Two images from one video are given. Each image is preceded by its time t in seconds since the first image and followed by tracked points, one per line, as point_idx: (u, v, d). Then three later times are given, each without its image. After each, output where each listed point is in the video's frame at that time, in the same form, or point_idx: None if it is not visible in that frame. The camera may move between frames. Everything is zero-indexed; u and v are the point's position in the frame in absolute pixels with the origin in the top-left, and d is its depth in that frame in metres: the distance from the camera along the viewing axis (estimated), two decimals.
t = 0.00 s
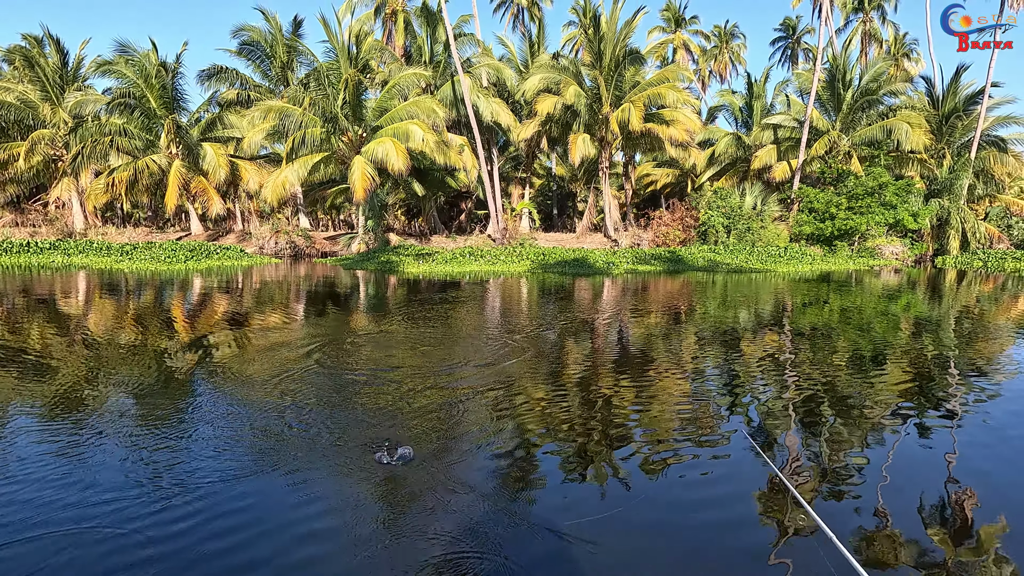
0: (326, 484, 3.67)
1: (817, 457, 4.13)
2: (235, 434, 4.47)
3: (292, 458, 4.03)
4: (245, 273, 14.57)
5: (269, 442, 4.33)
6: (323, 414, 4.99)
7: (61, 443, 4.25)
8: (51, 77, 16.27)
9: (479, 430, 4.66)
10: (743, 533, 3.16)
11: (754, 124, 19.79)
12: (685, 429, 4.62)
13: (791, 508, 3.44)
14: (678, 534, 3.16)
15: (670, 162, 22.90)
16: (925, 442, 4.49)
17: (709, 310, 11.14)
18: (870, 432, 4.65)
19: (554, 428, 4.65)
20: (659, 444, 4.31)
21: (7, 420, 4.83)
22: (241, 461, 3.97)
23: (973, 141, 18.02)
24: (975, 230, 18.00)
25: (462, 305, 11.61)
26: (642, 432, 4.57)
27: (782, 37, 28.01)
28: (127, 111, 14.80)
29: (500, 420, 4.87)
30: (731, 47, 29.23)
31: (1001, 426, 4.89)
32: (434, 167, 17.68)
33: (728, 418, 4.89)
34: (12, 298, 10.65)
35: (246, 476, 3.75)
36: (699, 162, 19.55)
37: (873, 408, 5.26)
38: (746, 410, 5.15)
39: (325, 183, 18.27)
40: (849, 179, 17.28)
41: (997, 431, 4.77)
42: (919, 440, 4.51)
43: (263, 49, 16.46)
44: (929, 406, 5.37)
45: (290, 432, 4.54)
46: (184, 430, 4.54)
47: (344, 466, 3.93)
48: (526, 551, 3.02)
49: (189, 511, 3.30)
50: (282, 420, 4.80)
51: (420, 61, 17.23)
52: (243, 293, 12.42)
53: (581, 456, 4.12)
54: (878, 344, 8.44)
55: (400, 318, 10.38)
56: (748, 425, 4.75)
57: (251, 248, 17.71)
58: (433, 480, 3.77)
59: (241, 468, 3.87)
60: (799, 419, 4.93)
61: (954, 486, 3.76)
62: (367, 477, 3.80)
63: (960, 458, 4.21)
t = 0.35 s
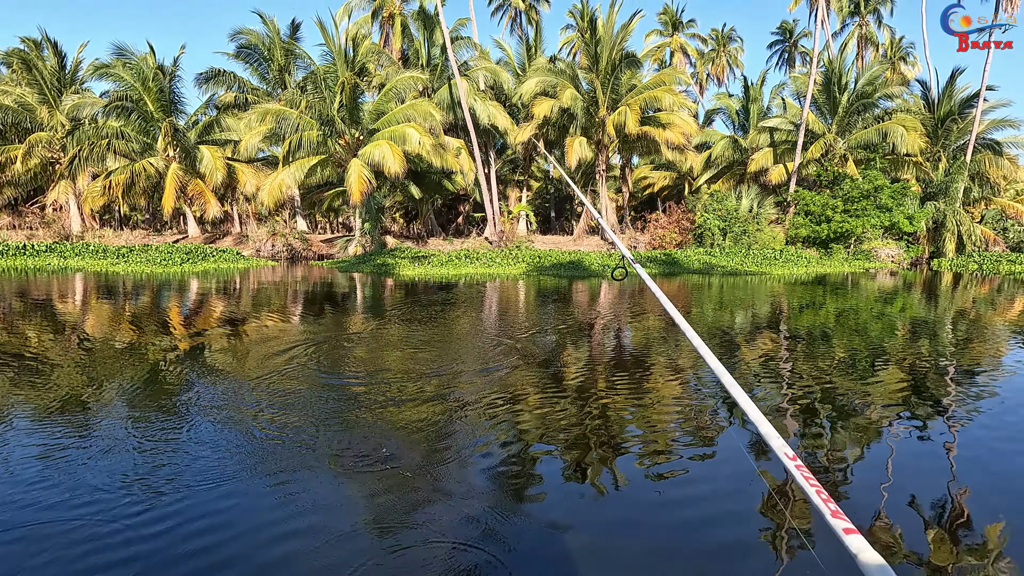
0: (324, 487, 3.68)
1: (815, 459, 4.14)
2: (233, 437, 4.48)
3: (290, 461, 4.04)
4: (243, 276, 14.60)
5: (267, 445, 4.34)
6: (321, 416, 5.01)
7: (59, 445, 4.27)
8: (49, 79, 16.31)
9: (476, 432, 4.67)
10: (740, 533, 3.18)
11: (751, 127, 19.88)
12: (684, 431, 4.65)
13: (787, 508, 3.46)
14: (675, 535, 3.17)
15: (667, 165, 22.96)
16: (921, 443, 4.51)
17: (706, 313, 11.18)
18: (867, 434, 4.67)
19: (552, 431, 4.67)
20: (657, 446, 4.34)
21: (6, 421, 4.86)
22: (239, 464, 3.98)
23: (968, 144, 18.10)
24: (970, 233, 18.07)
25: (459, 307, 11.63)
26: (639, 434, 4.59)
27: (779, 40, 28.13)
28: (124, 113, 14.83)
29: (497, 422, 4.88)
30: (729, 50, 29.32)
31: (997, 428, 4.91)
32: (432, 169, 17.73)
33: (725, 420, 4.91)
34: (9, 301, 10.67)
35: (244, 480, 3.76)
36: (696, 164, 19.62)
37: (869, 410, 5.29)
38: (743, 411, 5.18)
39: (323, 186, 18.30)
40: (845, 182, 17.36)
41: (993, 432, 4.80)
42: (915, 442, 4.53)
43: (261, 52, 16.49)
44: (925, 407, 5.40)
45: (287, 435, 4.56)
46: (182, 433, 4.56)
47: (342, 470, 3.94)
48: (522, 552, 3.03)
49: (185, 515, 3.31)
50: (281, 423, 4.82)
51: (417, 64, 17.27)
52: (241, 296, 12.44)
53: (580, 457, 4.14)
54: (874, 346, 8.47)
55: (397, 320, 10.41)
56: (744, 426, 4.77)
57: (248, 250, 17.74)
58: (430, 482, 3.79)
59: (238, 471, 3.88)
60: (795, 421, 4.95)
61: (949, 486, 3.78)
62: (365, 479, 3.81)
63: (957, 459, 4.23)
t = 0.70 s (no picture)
0: (313, 489, 3.65)
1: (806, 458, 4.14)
2: (225, 437, 4.47)
3: (282, 462, 4.02)
4: (233, 275, 14.54)
5: (258, 445, 4.32)
6: (312, 417, 4.99)
7: (50, 445, 4.28)
8: (36, 78, 16.18)
9: (468, 432, 4.67)
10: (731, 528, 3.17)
11: (742, 126, 19.99)
12: (676, 430, 4.66)
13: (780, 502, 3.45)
14: (665, 531, 3.18)
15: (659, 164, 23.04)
16: (911, 444, 4.50)
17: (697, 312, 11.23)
18: (857, 433, 4.68)
19: (544, 430, 4.67)
20: (649, 445, 4.33)
21: None
22: (232, 464, 3.97)
23: (956, 144, 18.28)
24: (958, 232, 18.24)
25: (451, 307, 11.63)
26: (631, 433, 4.59)
27: (770, 41, 28.30)
28: (112, 112, 14.71)
29: (489, 422, 4.87)
30: (721, 51, 29.45)
31: (985, 427, 4.92)
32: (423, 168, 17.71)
33: (717, 419, 4.92)
34: None
35: (236, 480, 3.74)
36: (687, 164, 19.70)
37: (859, 409, 5.32)
38: (733, 410, 5.21)
39: (314, 185, 18.23)
40: (834, 181, 17.49)
41: (982, 430, 4.83)
42: (905, 442, 4.53)
43: (251, 50, 16.39)
44: (914, 406, 5.43)
45: (279, 435, 4.54)
46: (172, 433, 4.55)
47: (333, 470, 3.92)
48: (514, 548, 3.03)
49: (175, 515, 3.32)
50: (272, 423, 4.79)
51: (408, 62, 17.21)
52: (232, 295, 12.38)
53: (571, 457, 4.12)
54: (863, 344, 8.53)
55: (387, 319, 10.39)
56: (736, 425, 4.78)
57: (238, 250, 17.65)
58: (420, 482, 3.78)
59: (228, 471, 3.87)
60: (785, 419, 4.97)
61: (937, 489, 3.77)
62: (355, 480, 3.80)
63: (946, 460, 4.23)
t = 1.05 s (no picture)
0: (293, 489, 3.60)
1: (782, 447, 4.20)
2: (199, 437, 4.39)
3: (259, 462, 3.97)
4: (206, 273, 14.27)
5: (234, 445, 4.26)
6: (291, 415, 4.95)
7: (15, 447, 4.16)
8: None
9: (447, 429, 4.66)
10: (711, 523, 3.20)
11: (717, 124, 20.28)
12: (655, 424, 4.71)
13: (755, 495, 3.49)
14: (643, 526, 3.21)
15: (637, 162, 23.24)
16: (880, 430, 4.56)
17: (673, 308, 11.38)
18: (831, 422, 4.76)
19: (523, 426, 4.68)
20: (629, 441, 4.36)
21: None
22: (206, 465, 3.90)
23: (923, 144, 18.81)
24: (925, 229, 18.78)
25: (429, 304, 11.60)
26: (611, 429, 4.62)
27: (745, 40, 28.75)
28: (78, 105, 14.30)
29: (470, 419, 4.87)
30: (698, 49, 29.80)
31: (951, 414, 5.05)
32: (401, 165, 17.59)
33: (695, 413, 4.98)
34: None
35: (211, 481, 3.67)
36: (664, 161, 19.91)
37: (831, 400, 5.45)
38: (711, 403, 5.29)
39: (290, 181, 17.96)
40: (806, 179, 17.85)
41: (948, 416, 4.98)
42: (875, 429, 4.59)
43: (224, 43, 15.84)
44: (885, 396, 5.57)
45: (255, 434, 4.47)
46: (143, 434, 4.46)
47: (312, 470, 3.88)
48: (493, 545, 3.03)
49: (147, 517, 3.26)
50: (248, 423, 4.72)
51: (385, 57, 17.01)
52: (205, 293, 12.16)
53: (552, 454, 4.13)
54: (834, 339, 8.74)
55: (364, 317, 10.31)
56: (713, 418, 4.84)
57: (211, 247, 17.32)
58: (398, 479, 3.76)
59: (202, 472, 3.80)
60: (760, 411, 5.05)
61: (905, 470, 3.80)
62: (332, 477, 3.76)
63: (916, 442, 4.30)
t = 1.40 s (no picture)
0: (258, 486, 3.50)
1: (749, 439, 4.26)
2: (161, 438, 4.23)
3: (228, 461, 3.83)
4: (167, 272, 13.85)
5: (199, 445, 4.11)
6: (256, 414, 4.84)
7: None
8: None
9: (421, 427, 4.58)
10: (681, 508, 3.21)
11: (685, 124, 20.63)
12: (627, 419, 4.73)
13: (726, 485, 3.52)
14: (615, 511, 3.19)
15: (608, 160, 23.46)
16: (844, 422, 4.66)
17: (643, 305, 11.53)
18: (796, 415, 4.86)
19: (498, 423, 4.63)
20: (600, 435, 4.36)
21: None
22: (170, 465, 3.76)
23: (880, 145, 19.49)
24: (882, 228, 19.43)
25: (399, 302, 11.48)
26: (584, 424, 4.61)
27: (712, 42, 29.33)
28: (28, 97, 13.78)
29: (441, 417, 4.83)
30: (667, 51, 30.26)
31: (909, 403, 5.21)
32: (370, 162, 17.39)
33: (666, 408, 5.03)
34: None
35: (177, 483, 3.53)
36: (634, 160, 20.15)
37: (796, 393, 5.57)
38: (681, 398, 5.35)
39: (255, 178, 17.55)
40: (770, 179, 18.30)
41: (906, 405, 5.15)
42: (837, 421, 4.68)
43: (185, 35, 15.47)
44: (847, 389, 5.73)
45: (223, 434, 4.33)
46: (101, 437, 4.27)
47: (280, 468, 3.76)
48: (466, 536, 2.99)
49: (106, 518, 3.12)
50: (214, 423, 4.57)
51: (353, 53, 16.62)
52: (168, 293, 11.79)
53: (523, 448, 4.10)
54: (797, 334, 8.97)
55: (332, 316, 10.14)
56: (684, 413, 4.89)
57: (172, 246, 16.82)
58: (369, 476, 3.67)
59: (171, 474, 3.65)
60: (729, 406, 5.12)
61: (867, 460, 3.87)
62: (301, 475, 3.66)
63: (877, 433, 4.42)
